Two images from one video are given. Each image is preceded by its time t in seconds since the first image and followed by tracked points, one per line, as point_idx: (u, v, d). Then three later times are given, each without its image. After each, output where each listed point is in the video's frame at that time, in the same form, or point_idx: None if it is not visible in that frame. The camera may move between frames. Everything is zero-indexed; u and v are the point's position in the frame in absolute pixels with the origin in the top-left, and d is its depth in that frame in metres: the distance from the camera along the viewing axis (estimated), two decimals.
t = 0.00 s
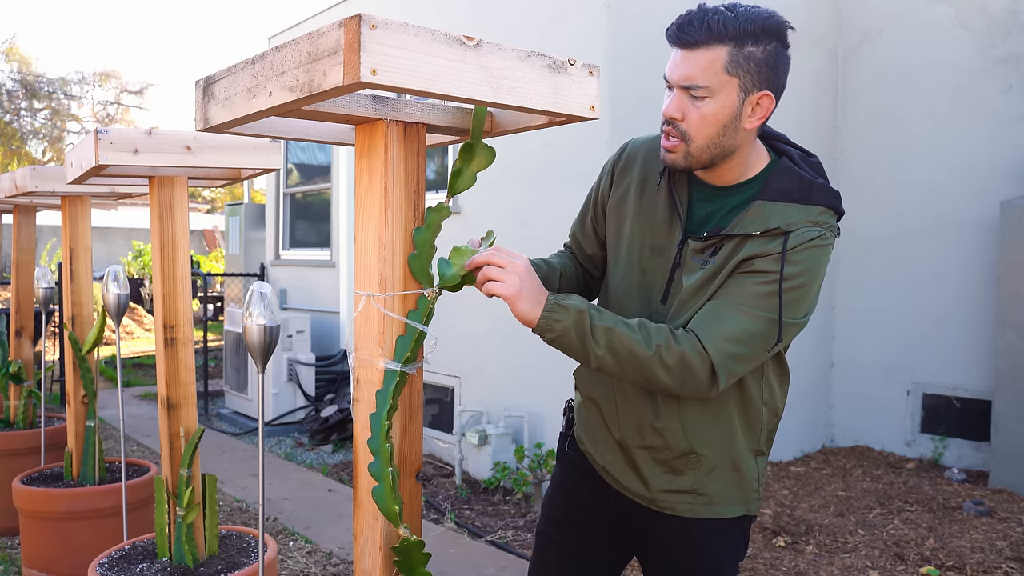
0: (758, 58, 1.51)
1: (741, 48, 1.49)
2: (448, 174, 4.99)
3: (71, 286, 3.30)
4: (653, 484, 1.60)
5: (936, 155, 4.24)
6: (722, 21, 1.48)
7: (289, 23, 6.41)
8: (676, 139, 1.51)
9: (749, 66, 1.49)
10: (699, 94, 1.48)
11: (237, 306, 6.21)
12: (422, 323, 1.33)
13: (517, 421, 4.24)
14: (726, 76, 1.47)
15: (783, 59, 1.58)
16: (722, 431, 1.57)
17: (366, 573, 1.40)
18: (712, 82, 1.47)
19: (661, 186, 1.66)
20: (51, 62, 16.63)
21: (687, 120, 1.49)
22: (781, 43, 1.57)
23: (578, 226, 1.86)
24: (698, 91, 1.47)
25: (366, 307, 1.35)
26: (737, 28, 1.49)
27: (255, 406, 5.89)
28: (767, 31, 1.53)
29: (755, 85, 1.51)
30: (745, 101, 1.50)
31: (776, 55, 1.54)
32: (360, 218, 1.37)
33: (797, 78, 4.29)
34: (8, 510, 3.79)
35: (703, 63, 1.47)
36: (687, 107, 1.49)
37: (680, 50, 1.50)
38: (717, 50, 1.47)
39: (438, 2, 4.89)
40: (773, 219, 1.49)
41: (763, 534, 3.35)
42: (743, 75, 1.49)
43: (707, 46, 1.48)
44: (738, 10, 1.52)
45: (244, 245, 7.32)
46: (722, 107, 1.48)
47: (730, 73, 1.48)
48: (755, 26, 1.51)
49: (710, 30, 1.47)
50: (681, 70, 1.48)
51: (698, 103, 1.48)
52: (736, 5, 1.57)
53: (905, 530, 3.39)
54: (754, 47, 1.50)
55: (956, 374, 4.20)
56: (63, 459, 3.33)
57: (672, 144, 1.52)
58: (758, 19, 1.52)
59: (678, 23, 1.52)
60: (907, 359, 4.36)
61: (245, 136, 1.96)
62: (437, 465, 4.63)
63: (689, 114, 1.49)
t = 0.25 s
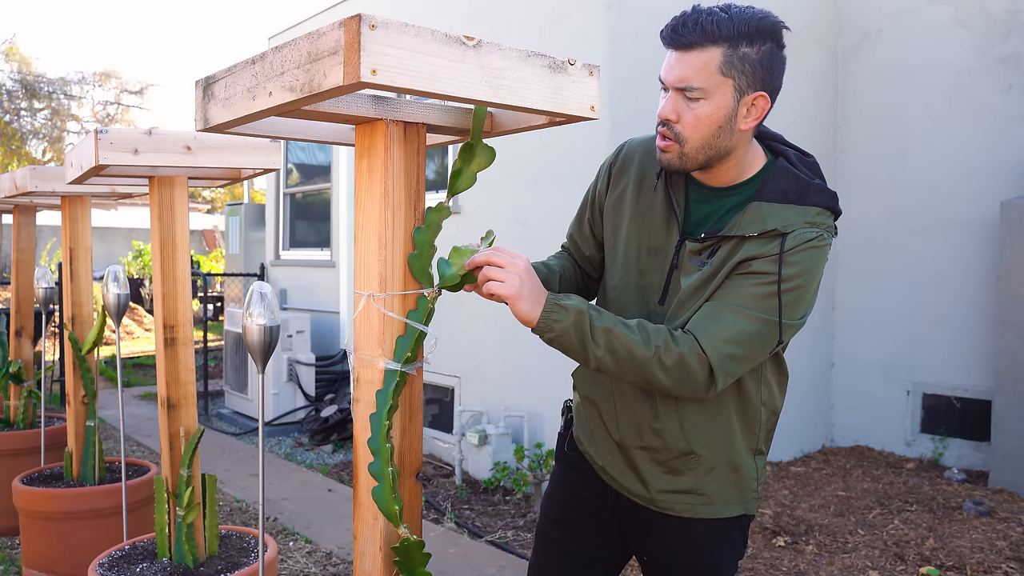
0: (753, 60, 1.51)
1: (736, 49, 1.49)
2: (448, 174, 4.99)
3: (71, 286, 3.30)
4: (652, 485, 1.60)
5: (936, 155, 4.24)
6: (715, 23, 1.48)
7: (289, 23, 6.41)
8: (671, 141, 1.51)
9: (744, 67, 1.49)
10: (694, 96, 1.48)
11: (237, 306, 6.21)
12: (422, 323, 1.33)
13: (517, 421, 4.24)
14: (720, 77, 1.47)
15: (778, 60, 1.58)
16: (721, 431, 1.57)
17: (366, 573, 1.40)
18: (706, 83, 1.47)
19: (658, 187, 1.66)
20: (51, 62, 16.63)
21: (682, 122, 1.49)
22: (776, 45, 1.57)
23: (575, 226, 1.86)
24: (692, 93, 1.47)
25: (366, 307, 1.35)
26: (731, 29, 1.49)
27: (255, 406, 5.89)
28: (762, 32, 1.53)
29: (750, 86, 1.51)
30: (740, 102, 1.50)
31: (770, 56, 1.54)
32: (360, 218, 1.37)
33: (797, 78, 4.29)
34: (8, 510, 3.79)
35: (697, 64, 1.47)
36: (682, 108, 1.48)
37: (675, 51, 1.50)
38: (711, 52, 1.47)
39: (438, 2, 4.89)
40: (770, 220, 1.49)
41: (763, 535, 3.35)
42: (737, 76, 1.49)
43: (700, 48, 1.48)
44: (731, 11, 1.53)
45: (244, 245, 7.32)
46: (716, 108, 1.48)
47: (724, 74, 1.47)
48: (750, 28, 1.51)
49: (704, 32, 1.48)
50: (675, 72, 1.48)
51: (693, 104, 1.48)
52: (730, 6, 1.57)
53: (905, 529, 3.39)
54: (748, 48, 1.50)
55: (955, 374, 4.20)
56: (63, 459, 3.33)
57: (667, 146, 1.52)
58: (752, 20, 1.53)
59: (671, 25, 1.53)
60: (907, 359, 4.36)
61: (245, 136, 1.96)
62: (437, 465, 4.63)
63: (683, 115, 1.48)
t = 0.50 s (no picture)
0: (753, 60, 1.51)
1: (736, 49, 1.49)
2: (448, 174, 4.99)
3: (71, 286, 3.30)
4: (651, 484, 1.60)
5: (936, 155, 4.24)
6: (716, 23, 1.48)
7: (289, 23, 6.41)
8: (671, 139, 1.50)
9: (744, 67, 1.49)
10: (693, 95, 1.48)
11: (237, 306, 6.22)
12: (422, 323, 1.33)
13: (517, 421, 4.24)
14: (719, 77, 1.47)
15: (779, 61, 1.58)
16: (720, 430, 1.57)
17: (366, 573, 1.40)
18: (706, 83, 1.47)
19: (659, 187, 1.66)
20: (51, 62, 16.63)
21: (681, 121, 1.49)
22: (777, 45, 1.58)
23: (574, 225, 1.86)
24: (692, 92, 1.47)
25: (366, 307, 1.35)
26: (731, 29, 1.49)
27: (255, 406, 5.89)
28: (762, 32, 1.53)
29: (750, 86, 1.51)
30: (740, 103, 1.50)
31: (771, 56, 1.54)
32: (360, 218, 1.37)
33: (797, 78, 4.29)
34: (8, 510, 3.79)
35: (697, 63, 1.47)
36: (681, 107, 1.48)
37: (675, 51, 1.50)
38: (711, 51, 1.47)
39: (438, 2, 4.89)
40: (771, 220, 1.48)
41: (763, 535, 3.35)
42: (737, 76, 1.49)
43: (700, 48, 1.48)
44: (732, 11, 1.53)
45: (244, 245, 7.32)
46: (716, 107, 1.48)
47: (724, 74, 1.47)
48: (750, 28, 1.51)
49: (704, 31, 1.47)
50: (675, 71, 1.48)
51: (692, 104, 1.48)
52: (732, 6, 1.57)
53: (905, 529, 3.39)
54: (748, 49, 1.50)
55: (955, 374, 4.20)
56: (63, 459, 3.33)
57: (668, 145, 1.51)
58: (753, 20, 1.53)
59: (672, 24, 1.52)
60: (907, 359, 4.36)
61: (246, 136, 1.96)
62: (437, 465, 4.63)
63: (683, 114, 1.48)
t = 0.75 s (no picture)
0: (753, 60, 1.50)
1: (736, 50, 1.49)
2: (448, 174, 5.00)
3: (71, 286, 3.30)
4: (651, 483, 1.60)
5: (936, 155, 4.24)
6: (715, 25, 1.48)
7: (289, 23, 6.41)
8: (671, 141, 1.51)
9: (744, 68, 1.49)
10: (693, 97, 1.48)
11: (237, 306, 6.22)
12: (421, 323, 1.33)
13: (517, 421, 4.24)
14: (720, 78, 1.47)
15: (780, 60, 1.58)
16: (720, 430, 1.57)
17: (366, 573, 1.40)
18: (707, 84, 1.47)
19: (660, 187, 1.66)
20: (51, 62, 16.64)
21: (682, 123, 1.49)
22: (777, 45, 1.57)
23: (575, 224, 1.85)
24: (692, 93, 1.47)
25: (366, 307, 1.35)
26: (731, 30, 1.49)
27: (255, 406, 5.89)
28: (762, 33, 1.53)
29: (751, 87, 1.50)
30: (740, 103, 1.50)
31: (771, 56, 1.54)
32: (360, 218, 1.37)
33: (797, 78, 4.29)
34: (8, 510, 3.79)
35: (697, 65, 1.47)
36: (682, 109, 1.49)
37: (675, 52, 1.49)
38: (711, 53, 1.47)
39: (438, 2, 4.89)
40: (772, 219, 1.49)
41: (763, 535, 3.35)
42: (737, 77, 1.49)
43: (700, 50, 1.48)
44: (731, 12, 1.52)
45: (243, 245, 7.32)
46: (716, 109, 1.48)
47: (724, 75, 1.47)
48: (749, 28, 1.51)
49: (703, 33, 1.47)
50: (676, 72, 1.48)
51: (693, 106, 1.48)
52: (731, 7, 1.57)
53: (905, 529, 3.39)
54: (748, 49, 1.50)
55: (956, 374, 4.20)
56: (63, 459, 3.33)
57: (668, 146, 1.52)
58: (751, 21, 1.52)
59: (671, 26, 1.52)
60: (907, 359, 4.36)
61: (246, 136, 1.96)
62: (437, 465, 4.64)
63: (683, 116, 1.49)
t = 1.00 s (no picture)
0: (753, 60, 1.50)
1: (736, 50, 1.49)
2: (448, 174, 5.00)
3: (71, 286, 3.30)
4: (652, 483, 1.60)
5: (936, 155, 4.24)
6: (716, 24, 1.48)
7: (289, 23, 6.41)
8: (670, 141, 1.51)
9: (744, 67, 1.49)
10: (693, 96, 1.48)
11: (236, 307, 6.22)
12: (422, 323, 1.33)
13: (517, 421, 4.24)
14: (720, 78, 1.47)
15: (780, 60, 1.58)
16: (721, 430, 1.57)
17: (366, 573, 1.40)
18: (707, 84, 1.47)
19: (660, 187, 1.66)
20: (51, 62, 16.64)
21: (681, 122, 1.49)
22: (777, 45, 1.57)
23: (575, 224, 1.85)
24: (692, 93, 1.47)
25: (366, 307, 1.35)
26: (731, 30, 1.48)
27: (255, 406, 5.89)
28: (762, 32, 1.53)
29: (751, 87, 1.50)
30: (740, 103, 1.50)
31: (771, 56, 1.54)
32: (360, 218, 1.37)
33: (797, 78, 4.29)
34: (8, 510, 3.79)
35: (697, 64, 1.47)
36: (682, 109, 1.48)
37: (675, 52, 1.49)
38: (711, 52, 1.47)
39: (438, 2, 4.89)
40: (772, 220, 1.49)
41: (763, 534, 3.35)
42: (737, 77, 1.48)
43: (700, 49, 1.48)
44: (731, 12, 1.52)
45: (243, 245, 7.32)
46: (716, 109, 1.48)
47: (724, 75, 1.47)
48: (750, 28, 1.51)
49: (703, 33, 1.47)
50: (676, 72, 1.48)
51: (693, 105, 1.48)
52: (732, 7, 1.57)
53: (905, 529, 3.39)
54: (748, 49, 1.50)
55: (956, 374, 4.20)
56: (63, 459, 3.33)
57: (668, 146, 1.52)
58: (752, 21, 1.52)
59: (671, 26, 1.52)
60: (907, 359, 4.36)
61: (246, 136, 1.96)
62: (437, 465, 4.63)
63: (683, 116, 1.48)
